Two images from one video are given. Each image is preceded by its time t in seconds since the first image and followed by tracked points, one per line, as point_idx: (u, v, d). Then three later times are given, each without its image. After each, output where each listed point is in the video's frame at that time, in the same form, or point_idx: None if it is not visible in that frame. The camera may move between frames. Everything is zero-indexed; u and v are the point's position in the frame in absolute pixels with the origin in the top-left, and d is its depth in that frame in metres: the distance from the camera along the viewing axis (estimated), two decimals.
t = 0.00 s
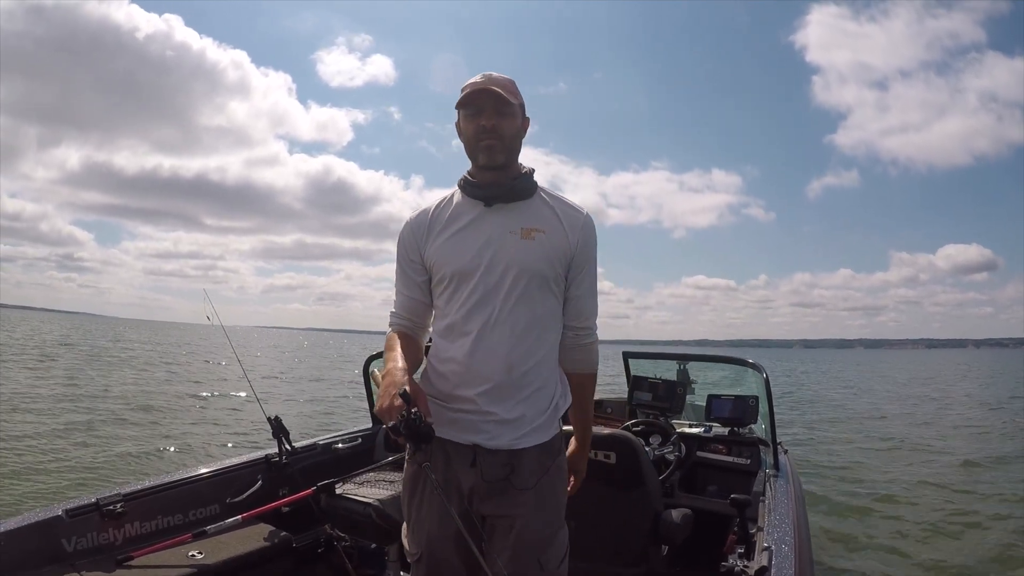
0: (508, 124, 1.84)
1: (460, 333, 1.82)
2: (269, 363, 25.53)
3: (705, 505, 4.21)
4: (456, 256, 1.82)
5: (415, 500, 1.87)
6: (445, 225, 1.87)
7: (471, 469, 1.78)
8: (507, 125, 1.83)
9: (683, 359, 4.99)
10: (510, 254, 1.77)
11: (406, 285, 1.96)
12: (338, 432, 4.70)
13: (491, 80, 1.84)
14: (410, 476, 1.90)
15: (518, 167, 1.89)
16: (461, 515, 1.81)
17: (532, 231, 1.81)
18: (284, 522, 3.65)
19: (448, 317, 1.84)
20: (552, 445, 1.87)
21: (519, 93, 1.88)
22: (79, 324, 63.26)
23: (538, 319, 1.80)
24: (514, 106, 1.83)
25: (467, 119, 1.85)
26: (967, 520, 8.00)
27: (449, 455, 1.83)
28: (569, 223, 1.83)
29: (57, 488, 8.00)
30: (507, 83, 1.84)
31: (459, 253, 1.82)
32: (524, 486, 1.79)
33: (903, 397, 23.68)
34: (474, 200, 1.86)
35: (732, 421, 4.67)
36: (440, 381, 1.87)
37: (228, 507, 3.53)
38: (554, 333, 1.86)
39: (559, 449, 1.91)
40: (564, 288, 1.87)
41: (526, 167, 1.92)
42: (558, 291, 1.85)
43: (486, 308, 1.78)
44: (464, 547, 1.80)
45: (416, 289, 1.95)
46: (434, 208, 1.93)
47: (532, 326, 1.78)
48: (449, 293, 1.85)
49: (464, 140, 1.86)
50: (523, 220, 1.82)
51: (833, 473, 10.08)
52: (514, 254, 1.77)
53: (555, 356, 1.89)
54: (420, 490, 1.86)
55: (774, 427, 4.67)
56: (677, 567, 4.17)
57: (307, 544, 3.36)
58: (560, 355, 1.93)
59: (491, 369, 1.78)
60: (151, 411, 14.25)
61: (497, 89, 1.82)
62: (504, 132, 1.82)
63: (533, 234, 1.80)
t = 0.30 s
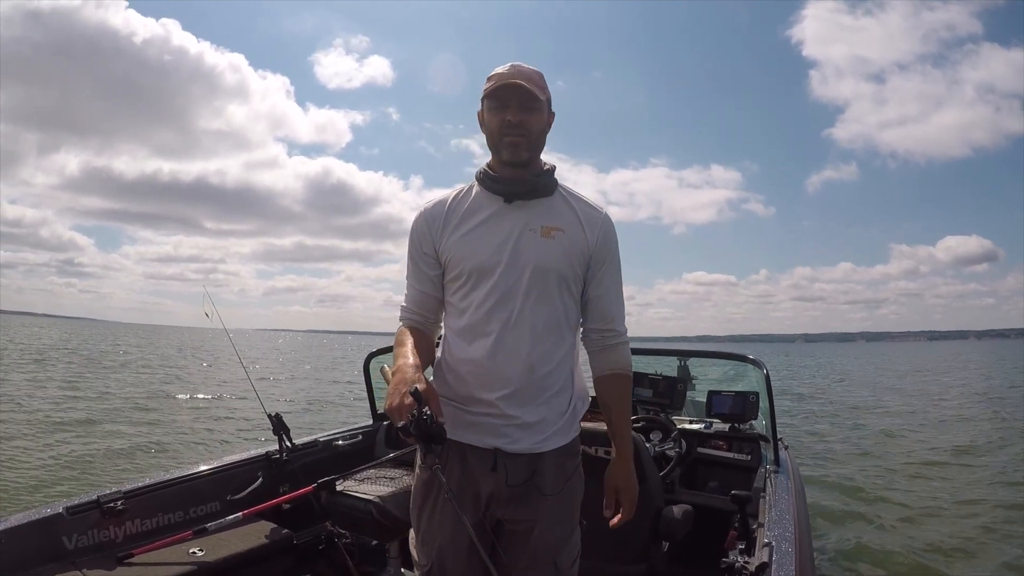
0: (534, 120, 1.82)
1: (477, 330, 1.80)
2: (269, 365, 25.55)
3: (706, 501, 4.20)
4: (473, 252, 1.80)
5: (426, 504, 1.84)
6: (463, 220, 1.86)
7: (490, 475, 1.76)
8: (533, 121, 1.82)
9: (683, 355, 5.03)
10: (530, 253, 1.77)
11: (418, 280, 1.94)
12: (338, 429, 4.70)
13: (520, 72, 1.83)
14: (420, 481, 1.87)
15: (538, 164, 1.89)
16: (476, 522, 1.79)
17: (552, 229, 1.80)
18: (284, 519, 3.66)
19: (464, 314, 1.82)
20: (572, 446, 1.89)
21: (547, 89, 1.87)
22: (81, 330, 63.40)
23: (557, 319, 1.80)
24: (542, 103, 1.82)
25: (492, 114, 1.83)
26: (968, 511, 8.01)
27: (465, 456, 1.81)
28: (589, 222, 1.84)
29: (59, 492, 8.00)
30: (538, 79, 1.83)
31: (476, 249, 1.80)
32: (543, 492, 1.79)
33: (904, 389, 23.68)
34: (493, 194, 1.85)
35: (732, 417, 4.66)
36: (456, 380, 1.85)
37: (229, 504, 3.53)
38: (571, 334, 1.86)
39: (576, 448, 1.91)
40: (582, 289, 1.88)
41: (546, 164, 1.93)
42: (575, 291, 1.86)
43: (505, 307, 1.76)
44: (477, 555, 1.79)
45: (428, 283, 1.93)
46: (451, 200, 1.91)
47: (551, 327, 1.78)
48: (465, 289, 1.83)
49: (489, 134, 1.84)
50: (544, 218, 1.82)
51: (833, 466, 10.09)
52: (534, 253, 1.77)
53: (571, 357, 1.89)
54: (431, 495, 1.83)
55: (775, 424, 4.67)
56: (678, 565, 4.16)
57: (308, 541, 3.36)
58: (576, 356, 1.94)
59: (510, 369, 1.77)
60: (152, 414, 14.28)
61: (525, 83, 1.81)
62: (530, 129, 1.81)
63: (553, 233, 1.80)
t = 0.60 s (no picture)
0: (543, 122, 1.81)
1: (486, 330, 1.79)
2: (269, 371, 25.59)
3: (706, 502, 4.19)
4: (482, 253, 1.81)
5: (427, 503, 1.81)
6: (473, 222, 1.87)
7: (495, 476, 1.75)
8: (541, 123, 1.81)
9: (683, 356, 5.02)
10: (538, 254, 1.76)
11: (430, 282, 1.96)
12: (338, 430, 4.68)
13: (532, 76, 1.83)
14: (421, 483, 1.85)
15: (551, 167, 1.88)
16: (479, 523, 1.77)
17: (561, 232, 1.78)
18: (284, 520, 3.64)
19: (473, 313, 1.82)
20: (583, 447, 1.86)
21: (562, 92, 1.85)
22: (81, 339, 63.42)
23: (570, 322, 1.76)
24: (556, 106, 1.81)
25: (507, 117, 1.85)
26: (969, 509, 8.00)
27: (472, 457, 1.79)
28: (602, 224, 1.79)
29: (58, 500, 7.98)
30: (554, 82, 1.83)
31: (485, 251, 1.81)
32: (551, 494, 1.76)
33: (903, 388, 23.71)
34: (507, 197, 1.86)
35: (732, 417, 4.65)
36: (465, 381, 1.85)
37: (230, 504, 3.52)
38: (584, 339, 1.82)
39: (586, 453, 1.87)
40: (597, 292, 1.84)
41: (560, 168, 1.91)
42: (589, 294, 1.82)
43: (514, 307, 1.75)
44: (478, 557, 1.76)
45: (440, 285, 1.94)
46: (465, 203, 1.93)
47: (563, 329, 1.74)
48: (474, 291, 1.83)
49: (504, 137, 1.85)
50: (554, 221, 1.80)
51: (832, 466, 10.09)
52: (543, 254, 1.76)
53: (585, 362, 1.85)
54: (434, 495, 1.81)
55: (775, 424, 4.66)
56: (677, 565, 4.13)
57: (308, 542, 3.39)
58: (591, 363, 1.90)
59: (520, 368, 1.74)
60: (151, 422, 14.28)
61: (535, 86, 1.80)
62: (539, 129, 1.81)
63: (562, 236, 1.78)
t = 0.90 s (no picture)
0: (524, 117, 1.83)
1: (493, 329, 1.82)
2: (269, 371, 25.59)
3: (706, 502, 4.19)
4: (489, 253, 1.84)
5: (432, 499, 1.81)
6: (481, 223, 1.90)
7: (500, 474, 1.75)
8: (523, 120, 1.82)
9: (683, 356, 5.02)
10: (543, 252, 1.76)
11: (444, 282, 2.00)
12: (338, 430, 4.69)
13: (511, 76, 1.86)
14: (427, 479, 1.85)
15: (550, 161, 1.87)
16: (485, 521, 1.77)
17: (567, 230, 1.78)
18: (285, 520, 3.64)
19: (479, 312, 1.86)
20: (588, 450, 1.84)
21: (541, 83, 1.84)
22: (82, 339, 63.46)
23: (575, 319, 1.75)
24: (537, 98, 1.82)
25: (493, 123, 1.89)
26: (969, 509, 8.00)
27: (478, 455, 1.80)
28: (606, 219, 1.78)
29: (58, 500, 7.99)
30: (534, 75, 1.84)
31: (492, 250, 1.84)
32: (554, 495, 1.76)
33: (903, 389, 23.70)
34: (513, 197, 1.88)
35: (732, 417, 4.65)
36: (472, 379, 1.87)
37: (229, 505, 3.53)
38: (592, 337, 1.80)
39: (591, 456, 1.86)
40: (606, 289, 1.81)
41: (561, 161, 1.90)
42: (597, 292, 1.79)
43: (518, 306, 1.77)
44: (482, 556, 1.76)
45: (453, 285, 1.99)
46: (475, 205, 1.97)
47: (568, 325, 1.73)
48: (482, 290, 1.86)
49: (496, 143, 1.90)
50: (560, 219, 1.80)
51: (833, 466, 10.09)
52: (548, 252, 1.76)
53: (594, 361, 1.83)
54: (439, 492, 1.81)
55: (775, 424, 4.66)
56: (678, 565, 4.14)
57: (308, 542, 3.39)
58: (602, 361, 1.87)
59: (523, 367, 1.75)
60: (152, 421, 14.28)
61: (510, 85, 1.82)
62: (517, 123, 1.83)
63: (567, 233, 1.78)
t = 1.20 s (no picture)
0: (522, 114, 1.82)
1: (496, 328, 1.83)
2: (269, 365, 25.59)
3: (706, 502, 4.21)
4: (492, 253, 1.87)
5: (429, 490, 1.86)
6: (487, 224, 1.94)
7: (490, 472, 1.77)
8: (521, 117, 1.82)
9: (683, 356, 5.03)
10: (542, 251, 1.76)
11: (458, 282, 2.06)
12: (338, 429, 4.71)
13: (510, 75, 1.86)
14: (425, 470, 1.90)
15: (554, 157, 1.85)
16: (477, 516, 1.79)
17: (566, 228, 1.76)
18: (284, 519, 3.66)
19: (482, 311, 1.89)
20: (586, 455, 1.79)
21: (538, 79, 1.82)
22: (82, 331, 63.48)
23: (574, 317, 1.73)
24: (537, 95, 1.81)
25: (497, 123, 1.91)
26: (969, 510, 8.02)
27: (473, 452, 1.82)
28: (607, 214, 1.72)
29: (57, 493, 8.01)
30: (534, 72, 1.83)
31: (496, 250, 1.86)
32: (544, 498, 1.74)
33: (902, 389, 23.71)
34: (518, 196, 1.89)
35: (732, 417, 4.66)
36: (475, 377, 1.89)
37: (229, 503, 3.55)
38: (594, 336, 1.77)
39: (592, 462, 1.82)
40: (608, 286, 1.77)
41: (567, 156, 1.87)
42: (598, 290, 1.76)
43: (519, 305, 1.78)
44: (470, 551, 1.78)
45: (465, 285, 2.03)
46: (485, 207, 2.00)
47: (565, 324, 1.72)
48: (487, 290, 1.89)
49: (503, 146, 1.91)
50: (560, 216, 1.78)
51: (832, 465, 10.10)
52: (547, 250, 1.75)
53: (598, 361, 1.80)
54: (433, 484, 1.85)
55: (775, 424, 4.67)
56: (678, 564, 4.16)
57: (308, 541, 3.41)
58: (608, 359, 1.83)
59: (522, 367, 1.76)
60: (151, 415, 14.29)
61: (507, 85, 1.83)
62: (517, 120, 1.83)
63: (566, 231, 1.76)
